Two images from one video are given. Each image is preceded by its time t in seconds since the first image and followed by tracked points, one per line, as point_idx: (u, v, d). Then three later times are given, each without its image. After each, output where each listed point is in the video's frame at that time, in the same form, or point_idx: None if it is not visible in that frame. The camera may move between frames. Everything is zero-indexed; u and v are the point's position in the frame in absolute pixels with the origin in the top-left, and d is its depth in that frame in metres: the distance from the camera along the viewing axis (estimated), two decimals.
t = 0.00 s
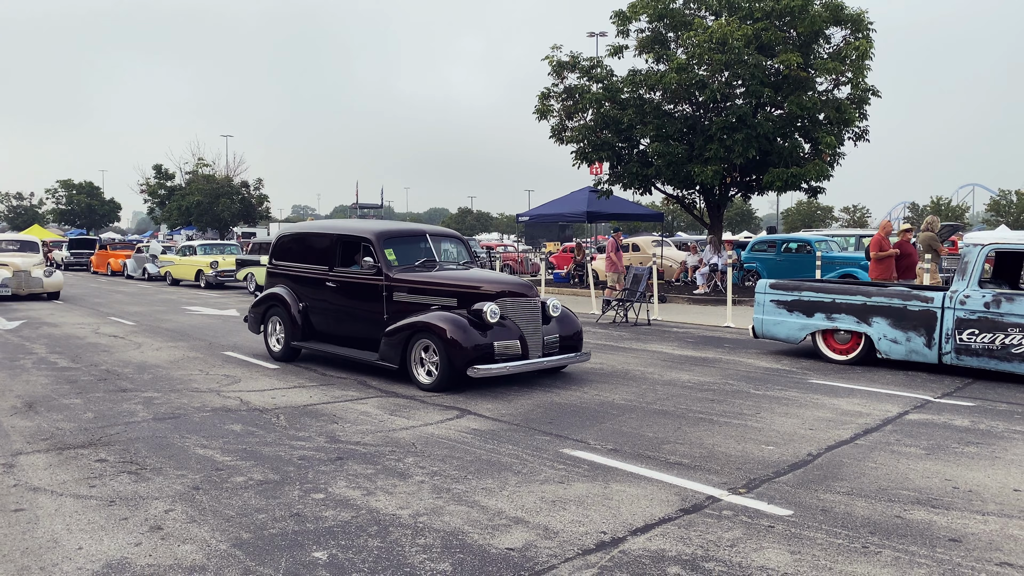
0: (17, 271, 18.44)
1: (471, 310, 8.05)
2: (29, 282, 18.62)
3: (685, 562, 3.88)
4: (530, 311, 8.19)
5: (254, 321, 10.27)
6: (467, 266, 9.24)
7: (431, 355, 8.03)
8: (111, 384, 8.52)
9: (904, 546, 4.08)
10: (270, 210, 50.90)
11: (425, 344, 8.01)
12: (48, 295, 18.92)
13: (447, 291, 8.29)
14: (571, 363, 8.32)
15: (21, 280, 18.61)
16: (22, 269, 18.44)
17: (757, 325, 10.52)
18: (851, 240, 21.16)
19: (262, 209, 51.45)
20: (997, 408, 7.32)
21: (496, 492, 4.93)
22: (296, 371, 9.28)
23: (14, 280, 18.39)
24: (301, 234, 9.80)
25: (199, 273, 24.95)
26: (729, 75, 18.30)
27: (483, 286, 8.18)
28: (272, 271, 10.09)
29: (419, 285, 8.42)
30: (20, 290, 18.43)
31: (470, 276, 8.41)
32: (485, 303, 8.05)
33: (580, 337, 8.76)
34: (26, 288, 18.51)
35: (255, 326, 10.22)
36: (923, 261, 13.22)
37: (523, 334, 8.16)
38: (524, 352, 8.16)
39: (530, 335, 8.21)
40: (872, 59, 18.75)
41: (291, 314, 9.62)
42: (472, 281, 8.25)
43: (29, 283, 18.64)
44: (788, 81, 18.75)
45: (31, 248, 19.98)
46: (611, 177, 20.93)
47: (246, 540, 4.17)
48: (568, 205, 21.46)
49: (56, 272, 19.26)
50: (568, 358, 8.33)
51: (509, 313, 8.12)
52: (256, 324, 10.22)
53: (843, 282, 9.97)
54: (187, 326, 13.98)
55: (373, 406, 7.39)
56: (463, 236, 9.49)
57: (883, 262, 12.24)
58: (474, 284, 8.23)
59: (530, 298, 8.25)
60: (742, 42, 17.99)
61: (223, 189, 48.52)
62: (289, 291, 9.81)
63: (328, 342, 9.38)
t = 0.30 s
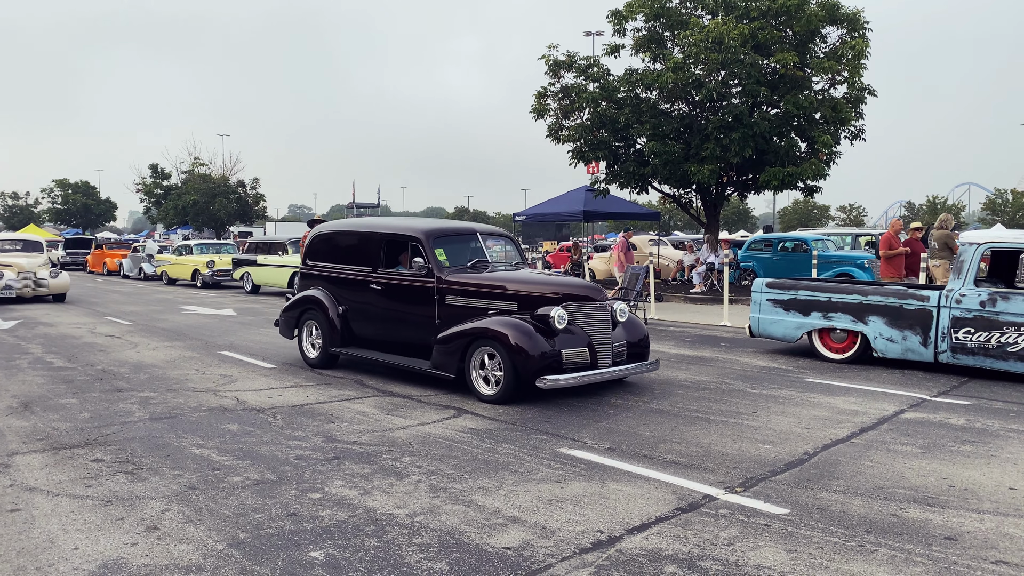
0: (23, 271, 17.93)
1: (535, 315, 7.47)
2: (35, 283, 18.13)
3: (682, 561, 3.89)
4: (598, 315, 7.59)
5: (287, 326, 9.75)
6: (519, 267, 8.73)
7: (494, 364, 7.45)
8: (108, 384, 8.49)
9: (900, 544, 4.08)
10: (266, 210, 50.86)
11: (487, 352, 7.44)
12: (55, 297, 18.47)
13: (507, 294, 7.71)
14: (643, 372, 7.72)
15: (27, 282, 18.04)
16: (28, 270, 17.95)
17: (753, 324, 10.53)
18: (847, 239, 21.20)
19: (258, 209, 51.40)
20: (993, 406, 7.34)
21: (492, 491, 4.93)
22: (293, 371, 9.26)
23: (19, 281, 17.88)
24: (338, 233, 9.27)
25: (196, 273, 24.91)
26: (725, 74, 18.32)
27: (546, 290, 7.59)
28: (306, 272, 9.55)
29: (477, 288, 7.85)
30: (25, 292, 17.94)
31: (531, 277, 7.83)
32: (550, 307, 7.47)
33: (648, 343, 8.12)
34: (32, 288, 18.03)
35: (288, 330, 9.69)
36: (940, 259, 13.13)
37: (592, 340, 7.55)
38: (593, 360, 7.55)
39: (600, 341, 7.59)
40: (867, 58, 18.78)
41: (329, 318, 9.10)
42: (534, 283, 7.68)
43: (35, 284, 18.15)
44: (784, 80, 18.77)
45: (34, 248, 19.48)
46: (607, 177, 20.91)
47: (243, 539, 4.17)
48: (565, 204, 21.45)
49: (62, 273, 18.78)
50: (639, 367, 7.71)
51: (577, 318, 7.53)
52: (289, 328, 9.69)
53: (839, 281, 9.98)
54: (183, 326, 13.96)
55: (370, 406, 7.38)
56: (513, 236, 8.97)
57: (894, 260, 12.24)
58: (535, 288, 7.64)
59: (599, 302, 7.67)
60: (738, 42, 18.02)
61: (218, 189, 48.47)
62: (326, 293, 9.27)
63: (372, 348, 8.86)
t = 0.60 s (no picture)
0: (30, 273, 17.45)
1: (615, 322, 6.79)
2: (42, 285, 17.66)
3: (680, 560, 3.89)
4: (685, 322, 6.88)
5: (329, 332, 9.16)
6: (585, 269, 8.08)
7: (571, 375, 6.80)
8: (105, 384, 8.48)
9: (897, 543, 4.09)
10: (263, 210, 50.84)
11: (561, 363, 6.79)
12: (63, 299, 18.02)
13: (581, 298, 7.03)
14: (730, 384, 7.05)
15: (35, 284, 17.56)
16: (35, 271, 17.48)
17: (751, 323, 10.54)
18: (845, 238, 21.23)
19: (255, 209, 51.38)
20: (990, 405, 7.36)
21: (491, 491, 4.94)
22: (291, 371, 9.27)
23: (26, 283, 17.41)
24: (387, 233, 8.67)
25: (193, 272, 24.88)
26: (722, 74, 18.34)
27: (624, 294, 6.92)
28: (352, 274, 8.96)
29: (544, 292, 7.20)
30: (32, 294, 17.48)
31: (605, 279, 7.16)
32: (631, 313, 6.79)
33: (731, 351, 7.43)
34: (40, 290, 17.57)
35: (329, 336, 9.09)
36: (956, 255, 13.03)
37: (678, 349, 6.86)
38: (678, 372, 6.85)
39: (686, 351, 6.88)
40: (865, 58, 18.81)
41: (375, 323, 8.50)
42: (611, 287, 6.99)
43: (43, 286, 17.68)
44: (781, 79, 18.77)
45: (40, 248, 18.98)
46: (605, 176, 20.89)
47: (241, 540, 4.17)
48: (563, 204, 21.44)
49: (70, 275, 18.32)
50: (725, 378, 7.02)
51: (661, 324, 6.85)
52: (330, 334, 9.10)
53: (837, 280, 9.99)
54: (180, 326, 13.94)
55: (367, 406, 7.38)
56: (576, 236, 8.34)
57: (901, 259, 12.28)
58: (613, 292, 6.96)
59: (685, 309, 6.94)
60: (736, 41, 18.03)
61: (216, 189, 48.44)
62: (372, 297, 8.67)
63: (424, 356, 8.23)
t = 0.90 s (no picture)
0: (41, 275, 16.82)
1: (715, 330, 6.19)
2: (53, 287, 17.04)
3: (679, 559, 3.89)
4: (792, 330, 6.27)
5: (378, 339, 8.54)
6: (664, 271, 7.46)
7: (667, 388, 6.17)
8: (104, 384, 8.47)
9: (895, 542, 4.09)
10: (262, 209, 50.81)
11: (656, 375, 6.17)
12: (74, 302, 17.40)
13: (675, 303, 6.41)
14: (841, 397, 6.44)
15: (45, 286, 16.97)
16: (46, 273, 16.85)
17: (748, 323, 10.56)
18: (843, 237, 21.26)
19: (254, 208, 51.36)
20: (988, 404, 7.36)
21: (489, 490, 4.94)
22: (289, 370, 9.27)
23: (37, 286, 16.80)
24: (444, 232, 8.06)
25: (192, 273, 24.85)
26: (720, 73, 18.33)
27: (723, 298, 6.30)
28: (405, 278, 8.36)
29: (630, 296, 6.58)
30: (42, 297, 16.87)
31: (699, 282, 6.53)
32: (732, 320, 6.18)
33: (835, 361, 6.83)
34: (51, 293, 16.95)
35: (379, 344, 8.46)
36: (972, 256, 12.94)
37: (785, 360, 6.27)
38: (787, 384, 6.27)
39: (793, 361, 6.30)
40: (863, 57, 18.83)
41: (432, 330, 7.87)
42: (708, 289, 6.36)
43: (54, 289, 17.06)
44: (779, 79, 18.75)
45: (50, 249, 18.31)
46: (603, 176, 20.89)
47: (240, 540, 4.17)
48: (562, 203, 21.43)
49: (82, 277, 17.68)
50: (834, 390, 6.43)
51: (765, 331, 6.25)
52: (380, 342, 8.47)
53: (835, 279, 10.00)
54: (178, 326, 13.93)
55: (366, 405, 7.38)
56: (651, 236, 7.72)
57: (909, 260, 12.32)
58: (711, 295, 6.33)
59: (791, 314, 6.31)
60: (733, 41, 18.04)
61: (214, 189, 48.40)
62: (428, 302, 8.04)
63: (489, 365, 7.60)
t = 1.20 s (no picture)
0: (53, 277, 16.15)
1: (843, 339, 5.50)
2: (66, 290, 16.35)
3: (678, 558, 3.89)
4: (929, 337, 5.59)
5: (438, 349, 7.89)
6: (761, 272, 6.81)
7: (796, 405, 5.49)
8: (103, 384, 8.47)
9: (894, 540, 4.09)
10: (261, 209, 50.76)
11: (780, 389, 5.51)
12: (88, 304, 16.68)
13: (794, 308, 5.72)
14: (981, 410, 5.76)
15: (57, 288, 16.37)
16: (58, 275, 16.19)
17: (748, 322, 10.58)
18: (842, 236, 21.28)
19: (253, 207, 51.32)
20: (989, 402, 7.36)
21: (489, 489, 4.94)
22: (288, 370, 9.26)
23: (49, 288, 16.12)
24: (516, 230, 7.41)
25: (191, 272, 24.86)
26: (719, 72, 18.33)
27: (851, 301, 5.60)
28: (469, 280, 7.71)
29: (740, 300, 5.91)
30: (55, 301, 16.18)
31: (819, 284, 5.85)
32: (863, 327, 5.49)
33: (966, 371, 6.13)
34: (64, 295, 16.27)
35: (441, 352, 7.82)
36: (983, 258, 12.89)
37: (924, 371, 5.61)
38: (925, 398, 5.64)
39: (930, 371, 5.63)
40: (861, 56, 18.83)
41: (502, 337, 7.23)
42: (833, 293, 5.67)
43: (67, 291, 16.37)
44: (778, 77, 18.75)
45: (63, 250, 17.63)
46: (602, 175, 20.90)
47: (239, 539, 4.17)
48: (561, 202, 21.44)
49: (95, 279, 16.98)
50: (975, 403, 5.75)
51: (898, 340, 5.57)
52: (443, 349, 7.83)
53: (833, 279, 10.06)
54: (177, 326, 13.93)
55: (365, 404, 7.39)
56: (743, 235, 7.09)
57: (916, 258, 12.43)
58: (836, 300, 5.64)
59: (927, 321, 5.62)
60: (732, 39, 18.04)
61: (213, 188, 48.35)
62: (497, 307, 7.40)
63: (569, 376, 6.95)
